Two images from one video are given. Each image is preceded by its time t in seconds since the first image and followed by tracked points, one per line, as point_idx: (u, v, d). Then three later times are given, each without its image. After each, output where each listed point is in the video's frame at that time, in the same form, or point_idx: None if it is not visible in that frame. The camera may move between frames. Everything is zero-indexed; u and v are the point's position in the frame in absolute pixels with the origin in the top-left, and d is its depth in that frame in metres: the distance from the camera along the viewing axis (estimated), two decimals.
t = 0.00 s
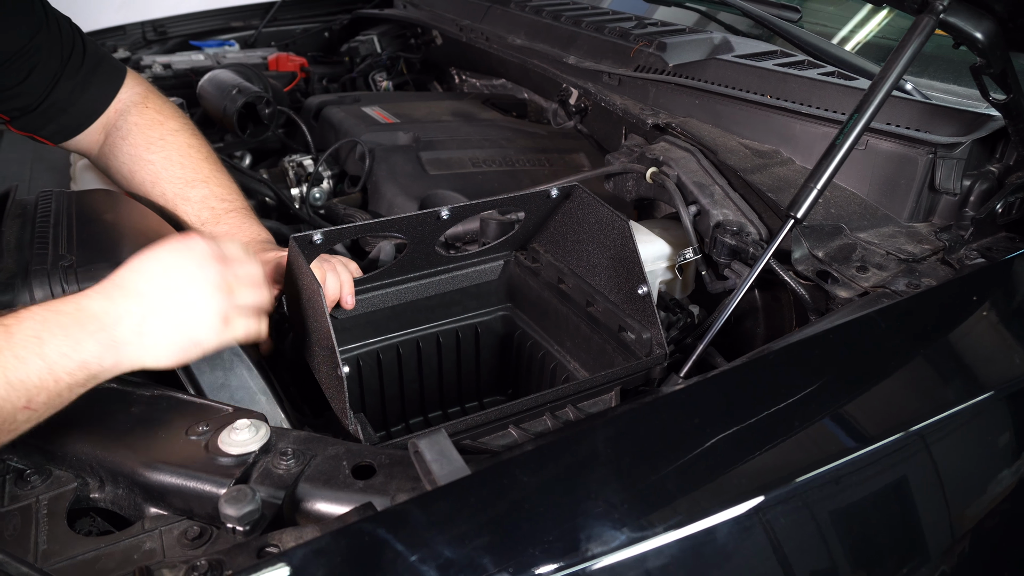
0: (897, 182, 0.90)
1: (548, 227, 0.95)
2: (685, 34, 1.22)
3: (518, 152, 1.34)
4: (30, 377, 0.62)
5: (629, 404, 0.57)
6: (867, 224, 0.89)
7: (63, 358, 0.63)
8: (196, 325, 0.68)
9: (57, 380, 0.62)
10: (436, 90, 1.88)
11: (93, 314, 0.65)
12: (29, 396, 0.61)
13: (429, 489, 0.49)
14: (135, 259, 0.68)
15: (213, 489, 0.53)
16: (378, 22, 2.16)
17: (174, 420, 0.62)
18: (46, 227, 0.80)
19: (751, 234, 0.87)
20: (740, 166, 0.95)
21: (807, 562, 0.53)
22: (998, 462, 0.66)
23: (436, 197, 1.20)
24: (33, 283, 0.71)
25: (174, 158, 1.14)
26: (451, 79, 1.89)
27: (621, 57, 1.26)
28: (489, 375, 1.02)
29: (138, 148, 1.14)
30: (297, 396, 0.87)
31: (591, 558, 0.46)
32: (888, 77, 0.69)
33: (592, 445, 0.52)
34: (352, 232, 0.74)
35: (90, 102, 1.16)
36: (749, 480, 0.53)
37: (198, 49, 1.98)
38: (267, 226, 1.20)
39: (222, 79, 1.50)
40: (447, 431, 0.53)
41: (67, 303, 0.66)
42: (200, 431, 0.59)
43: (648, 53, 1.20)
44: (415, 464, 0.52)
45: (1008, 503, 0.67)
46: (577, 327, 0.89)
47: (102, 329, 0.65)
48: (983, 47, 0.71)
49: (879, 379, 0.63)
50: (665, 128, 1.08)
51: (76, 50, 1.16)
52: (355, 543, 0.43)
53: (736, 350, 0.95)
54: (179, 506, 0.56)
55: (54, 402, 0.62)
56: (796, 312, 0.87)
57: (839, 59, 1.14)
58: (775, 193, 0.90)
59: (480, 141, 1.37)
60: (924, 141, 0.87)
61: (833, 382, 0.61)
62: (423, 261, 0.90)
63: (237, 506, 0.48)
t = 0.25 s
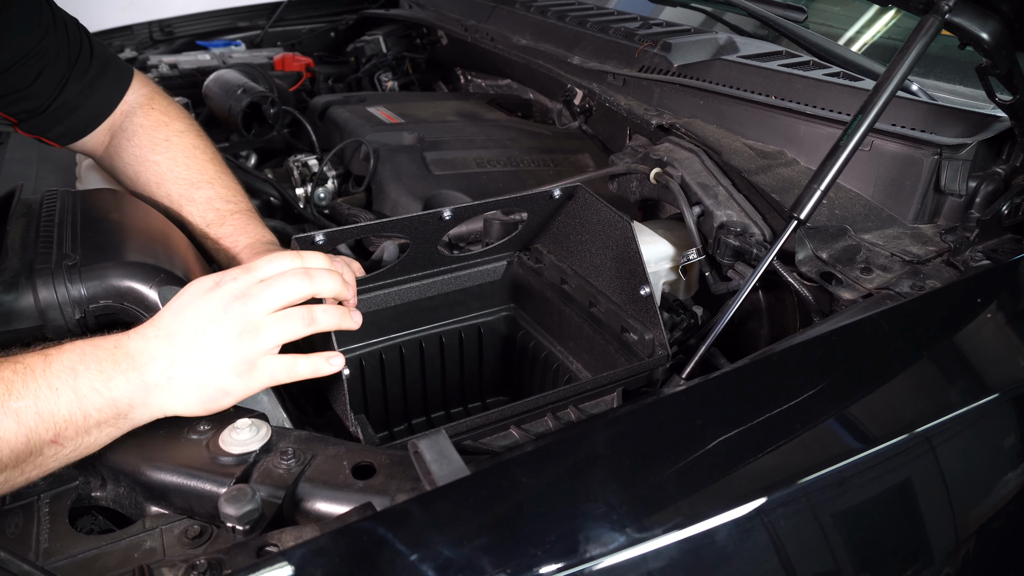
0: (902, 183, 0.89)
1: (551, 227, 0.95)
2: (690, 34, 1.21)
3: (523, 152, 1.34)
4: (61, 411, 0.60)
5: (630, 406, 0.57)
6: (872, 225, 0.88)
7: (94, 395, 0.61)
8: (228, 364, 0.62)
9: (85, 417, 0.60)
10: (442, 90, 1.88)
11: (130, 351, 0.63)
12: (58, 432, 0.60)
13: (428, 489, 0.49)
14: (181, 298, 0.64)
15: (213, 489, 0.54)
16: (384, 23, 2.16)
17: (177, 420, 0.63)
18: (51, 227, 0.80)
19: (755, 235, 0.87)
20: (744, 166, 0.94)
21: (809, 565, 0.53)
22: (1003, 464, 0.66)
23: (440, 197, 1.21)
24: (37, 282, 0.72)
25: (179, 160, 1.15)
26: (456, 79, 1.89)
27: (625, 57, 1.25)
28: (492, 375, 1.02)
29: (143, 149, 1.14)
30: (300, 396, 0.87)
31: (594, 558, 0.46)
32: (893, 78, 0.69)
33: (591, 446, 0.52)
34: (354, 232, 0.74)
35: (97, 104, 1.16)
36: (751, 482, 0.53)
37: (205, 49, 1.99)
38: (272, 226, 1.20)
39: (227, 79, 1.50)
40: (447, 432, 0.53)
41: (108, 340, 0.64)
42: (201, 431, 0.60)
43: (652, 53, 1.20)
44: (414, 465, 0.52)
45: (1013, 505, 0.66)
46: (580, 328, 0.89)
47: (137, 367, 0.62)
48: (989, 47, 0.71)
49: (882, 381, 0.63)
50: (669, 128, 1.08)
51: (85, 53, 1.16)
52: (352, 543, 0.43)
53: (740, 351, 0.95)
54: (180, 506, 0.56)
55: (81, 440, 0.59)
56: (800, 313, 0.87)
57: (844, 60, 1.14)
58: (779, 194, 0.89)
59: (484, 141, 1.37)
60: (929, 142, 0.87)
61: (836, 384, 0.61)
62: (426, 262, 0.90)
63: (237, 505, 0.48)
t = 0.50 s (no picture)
0: (905, 184, 0.89)
1: (552, 228, 0.95)
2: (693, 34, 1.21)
3: (526, 152, 1.34)
4: (66, 413, 0.61)
5: (629, 407, 0.57)
6: (874, 226, 0.88)
7: (98, 398, 0.61)
8: (231, 368, 0.62)
9: (91, 419, 0.60)
10: (445, 90, 1.88)
11: (134, 355, 0.63)
12: (63, 433, 0.60)
13: (426, 489, 0.49)
14: (184, 302, 0.64)
15: (212, 488, 0.54)
16: (388, 23, 2.16)
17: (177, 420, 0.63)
18: (53, 227, 0.80)
19: (757, 236, 0.86)
20: (746, 167, 0.94)
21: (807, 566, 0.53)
22: (1005, 467, 0.65)
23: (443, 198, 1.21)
24: (38, 282, 0.72)
25: (182, 161, 1.15)
26: (460, 80, 1.89)
27: (628, 57, 1.25)
28: (494, 375, 1.02)
29: (146, 150, 1.15)
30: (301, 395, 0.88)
31: (596, 558, 0.46)
32: (895, 79, 0.69)
33: (589, 447, 0.52)
34: (354, 233, 0.74)
35: (101, 105, 1.17)
36: (751, 483, 0.53)
37: (209, 49, 2.00)
38: (274, 226, 1.20)
39: (230, 78, 1.51)
40: (445, 432, 0.53)
41: (113, 343, 0.64)
42: (201, 431, 0.61)
43: (655, 54, 1.20)
44: (413, 465, 0.52)
45: (1015, 506, 0.66)
46: (581, 329, 0.89)
47: (140, 371, 0.62)
48: (992, 48, 0.70)
49: (885, 382, 0.62)
50: (671, 129, 1.08)
51: (88, 54, 1.17)
52: (349, 544, 0.43)
53: (741, 352, 0.95)
54: (179, 505, 0.56)
55: (85, 441, 0.59)
56: (802, 314, 0.87)
57: (847, 60, 1.14)
58: (781, 195, 0.89)
59: (487, 141, 1.37)
60: (932, 143, 0.87)
61: (837, 385, 0.61)
62: (427, 262, 0.90)
63: (235, 505, 0.48)
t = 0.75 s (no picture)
0: (907, 185, 0.89)
1: (554, 228, 0.95)
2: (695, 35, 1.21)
3: (528, 153, 1.34)
4: (68, 415, 0.61)
5: (627, 408, 0.57)
6: (876, 227, 0.88)
7: (100, 400, 0.61)
8: (231, 370, 0.62)
9: (91, 421, 0.60)
10: (449, 91, 1.88)
11: (136, 357, 0.64)
12: (63, 435, 0.60)
13: (422, 490, 0.49)
14: (186, 304, 0.65)
15: (210, 488, 0.54)
16: (392, 23, 2.17)
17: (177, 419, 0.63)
18: (54, 227, 0.80)
19: (758, 237, 0.86)
20: (747, 168, 0.94)
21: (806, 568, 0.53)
22: (1007, 469, 0.65)
23: (445, 198, 1.21)
24: (39, 282, 0.72)
25: (183, 162, 1.15)
26: (464, 80, 1.89)
27: (630, 58, 1.25)
28: (495, 376, 1.01)
29: (147, 150, 1.15)
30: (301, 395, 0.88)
31: (596, 558, 0.46)
32: (896, 80, 0.68)
33: (587, 448, 0.52)
34: (354, 233, 0.74)
35: (104, 105, 1.17)
36: (749, 484, 0.52)
37: (213, 50, 2.00)
38: (276, 226, 1.21)
39: (233, 79, 1.51)
40: (442, 433, 0.53)
41: (115, 346, 0.65)
42: (200, 430, 0.61)
43: (657, 54, 1.19)
44: (410, 466, 0.52)
45: (1016, 508, 0.66)
46: (582, 329, 0.89)
47: (142, 373, 0.62)
48: (994, 49, 0.70)
49: (886, 384, 0.62)
50: (673, 129, 1.08)
51: (91, 54, 1.17)
52: (345, 544, 0.43)
53: (743, 353, 0.94)
54: (178, 504, 0.56)
55: (86, 444, 0.59)
56: (803, 316, 0.87)
57: (850, 61, 1.13)
58: (783, 196, 0.89)
59: (489, 142, 1.37)
60: (934, 144, 0.86)
61: (838, 386, 0.60)
62: (427, 262, 0.90)
63: (232, 505, 0.48)
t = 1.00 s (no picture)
0: (910, 186, 0.88)
1: (556, 229, 0.95)
2: (698, 35, 1.21)
3: (531, 153, 1.34)
4: (68, 415, 0.61)
5: (625, 409, 0.56)
6: (879, 229, 0.87)
7: (100, 400, 0.62)
8: (231, 369, 0.62)
9: (91, 421, 0.61)
10: (452, 91, 1.88)
11: (135, 357, 0.64)
12: (63, 435, 0.60)
13: (420, 491, 0.49)
14: (185, 304, 0.65)
15: (209, 487, 0.54)
16: (395, 23, 2.17)
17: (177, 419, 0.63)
18: (56, 227, 0.81)
19: (760, 238, 0.86)
20: (750, 169, 0.94)
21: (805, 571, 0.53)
22: (1010, 472, 0.64)
23: (447, 198, 1.22)
24: (40, 281, 0.73)
25: (186, 162, 1.15)
26: (467, 80, 1.89)
27: (633, 58, 1.25)
28: (496, 376, 1.01)
29: (150, 151, 1.15)
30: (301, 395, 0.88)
31: (597, 559, 0.46)
32: (898, 80, 0.68)
33: (585, 450, 0.51)
34: (355, 233, 0.74)
35: (107, 106, 1.17)
36: (749, 486, 0.52)
37: (217, 50, 2.01)
38: (279, 226, 1.21)
39: (236, 78, 1.52)
40: (440, 433, 0.53)
41: (115, 345, 0.65)
42: (200, 430, 0.61)
43: (660, 55, 1.19)
44: (408, 466, 0.52)
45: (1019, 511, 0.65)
46: (584, 330, 0.88)
47: (142, 373, 0.63)
48: (998, 49, 0.70)
49: (888, 386, 0.62)
50: (675, 130, 1.08)
51: (94, 55, 1.18)
52: (341, 545, 0.43)
53: (745, 354, 0.94)
54: (177, 503, 0.56)
55: (86, 444, 0.60)
56: (805, 317, 0.86)
57: (854, 62, 1.13)
58: (785, 197, 0.88)
59: (492, 142, 1.37)
60: (937, 145, 0.86)
61: (838, 388, 0.60)
62: (428, 263, 0.90)
63: (230, 505, 0.48)
